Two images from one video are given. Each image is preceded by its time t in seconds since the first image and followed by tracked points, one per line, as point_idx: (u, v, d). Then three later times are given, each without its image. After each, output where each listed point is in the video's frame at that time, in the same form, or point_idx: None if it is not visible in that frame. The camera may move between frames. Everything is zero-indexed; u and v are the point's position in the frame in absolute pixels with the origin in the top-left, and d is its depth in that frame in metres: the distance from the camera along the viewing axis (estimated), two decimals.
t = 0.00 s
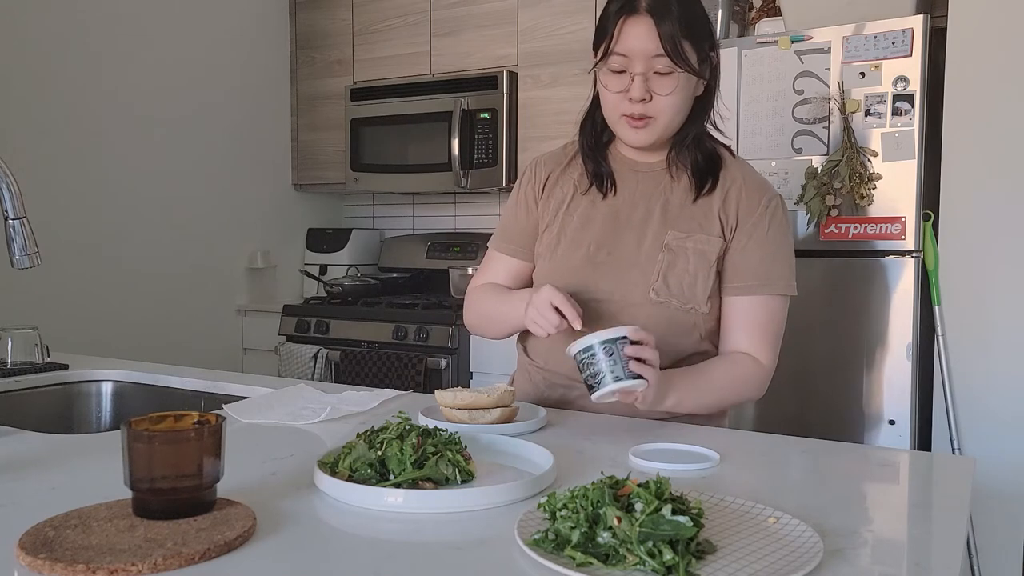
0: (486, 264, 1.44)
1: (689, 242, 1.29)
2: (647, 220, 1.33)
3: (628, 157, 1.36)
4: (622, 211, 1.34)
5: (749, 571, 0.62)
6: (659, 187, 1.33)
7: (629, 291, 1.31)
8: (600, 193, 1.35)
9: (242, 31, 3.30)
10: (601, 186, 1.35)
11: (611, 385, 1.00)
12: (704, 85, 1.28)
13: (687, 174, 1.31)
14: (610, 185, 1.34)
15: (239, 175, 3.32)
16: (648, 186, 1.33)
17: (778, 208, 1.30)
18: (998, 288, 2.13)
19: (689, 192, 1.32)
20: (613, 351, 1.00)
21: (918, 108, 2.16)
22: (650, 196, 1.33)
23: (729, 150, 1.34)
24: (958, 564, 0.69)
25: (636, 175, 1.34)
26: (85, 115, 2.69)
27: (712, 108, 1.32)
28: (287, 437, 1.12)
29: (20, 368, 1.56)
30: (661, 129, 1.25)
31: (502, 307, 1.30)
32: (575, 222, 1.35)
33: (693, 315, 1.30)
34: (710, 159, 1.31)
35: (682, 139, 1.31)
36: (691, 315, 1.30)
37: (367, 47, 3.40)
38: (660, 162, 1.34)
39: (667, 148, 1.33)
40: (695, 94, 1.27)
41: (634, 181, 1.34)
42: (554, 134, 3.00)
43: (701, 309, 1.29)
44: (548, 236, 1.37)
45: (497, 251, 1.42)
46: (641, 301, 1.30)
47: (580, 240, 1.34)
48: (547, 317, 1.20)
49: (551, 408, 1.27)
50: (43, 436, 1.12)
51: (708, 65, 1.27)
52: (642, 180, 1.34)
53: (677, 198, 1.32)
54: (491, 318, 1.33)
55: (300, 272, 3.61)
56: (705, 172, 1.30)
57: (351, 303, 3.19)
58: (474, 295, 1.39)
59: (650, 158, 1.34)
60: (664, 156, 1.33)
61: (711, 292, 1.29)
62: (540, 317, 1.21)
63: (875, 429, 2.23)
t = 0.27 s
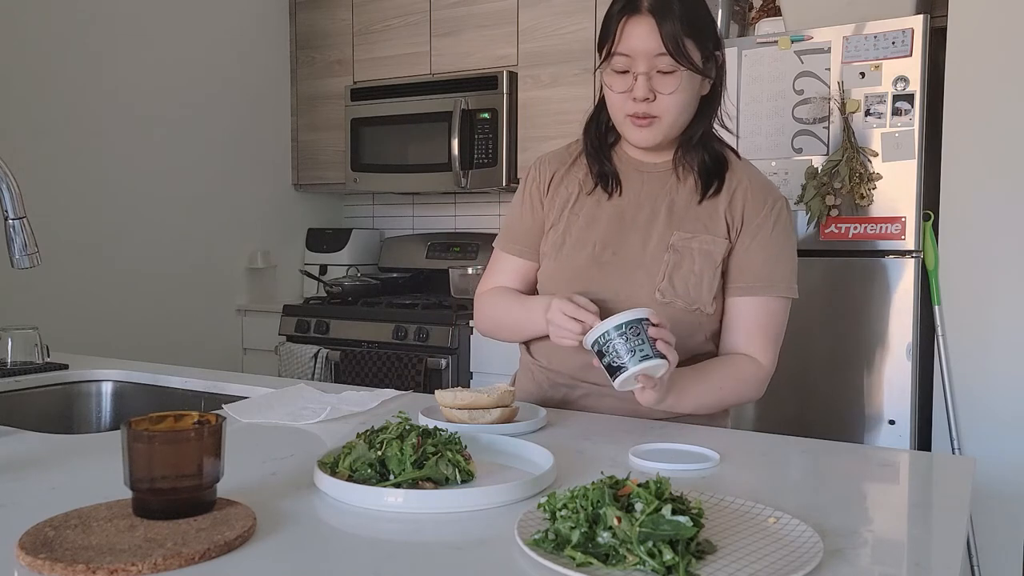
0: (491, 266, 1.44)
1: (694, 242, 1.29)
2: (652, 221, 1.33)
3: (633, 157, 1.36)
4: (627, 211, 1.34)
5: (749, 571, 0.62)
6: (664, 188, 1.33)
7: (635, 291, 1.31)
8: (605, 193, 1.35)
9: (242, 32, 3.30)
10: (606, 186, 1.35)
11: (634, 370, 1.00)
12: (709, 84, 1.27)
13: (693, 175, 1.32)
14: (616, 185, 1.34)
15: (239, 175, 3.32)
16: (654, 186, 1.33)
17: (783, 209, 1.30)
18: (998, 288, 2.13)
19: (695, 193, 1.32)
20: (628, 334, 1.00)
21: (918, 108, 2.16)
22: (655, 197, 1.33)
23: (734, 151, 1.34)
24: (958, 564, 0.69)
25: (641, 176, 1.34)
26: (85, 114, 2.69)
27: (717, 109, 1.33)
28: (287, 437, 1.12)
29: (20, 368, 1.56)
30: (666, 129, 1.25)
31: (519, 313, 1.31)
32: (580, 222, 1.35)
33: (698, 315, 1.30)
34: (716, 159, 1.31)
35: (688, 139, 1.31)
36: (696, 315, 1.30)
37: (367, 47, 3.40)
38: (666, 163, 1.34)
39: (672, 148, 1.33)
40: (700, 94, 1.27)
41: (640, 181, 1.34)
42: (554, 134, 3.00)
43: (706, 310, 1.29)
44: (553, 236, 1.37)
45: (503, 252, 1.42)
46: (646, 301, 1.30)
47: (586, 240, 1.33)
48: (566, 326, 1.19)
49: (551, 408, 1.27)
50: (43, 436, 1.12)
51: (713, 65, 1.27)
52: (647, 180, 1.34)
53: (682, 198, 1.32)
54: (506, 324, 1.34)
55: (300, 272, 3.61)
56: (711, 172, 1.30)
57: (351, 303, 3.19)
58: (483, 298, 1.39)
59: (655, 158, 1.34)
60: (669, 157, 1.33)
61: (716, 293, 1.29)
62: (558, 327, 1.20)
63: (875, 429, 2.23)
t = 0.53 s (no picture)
0: (495, 267, 1.44)
1: (697, 243, 1.29)
2: (654, 221, 1.32)
3: (635, 157, 1.36)
4: (628, 211, 1.33)
5: (749, 571, 0.62)
6: (667, 188, 1.33)
7: (637, 292, 1.31)
8: (607, 193, 1.35)
9: (242, 31, 3.30)
10: (608, 186, 1.35)
11: (637, 371, 1.00)
12: (710, 87, 1.27)
13: (695, 176, 1.31)
14: (618, 186, 1.34)
15: (239, 175, 3.32)
16: (656, 186, 1.33)
17: (785, 209, 1.30)
18: (998, 288, 2.13)
19: (697, 193, 1.31)
20: (625, 336, 1.00)
21: (918, 108, 2.16)
22: (658, 197, 1.33)
23: (737, 152, 1.34)
24: (958, 564, 0.69)
25: (643, 176, 1.34)
26: (85, 114, 2.69)
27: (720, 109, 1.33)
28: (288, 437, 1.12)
29: (20, 368, 1.56)
30: (666, 131, 1.25)
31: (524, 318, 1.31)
32: (582, 222, 1.35)
33: (700, 317, 1.30)
34: (719, 159, 1.31)
35: (690, 139, 1.31)
36: (698, 317, 1.30)
37: (367, 47, 3.40)
38: (668, 163, 1.34)
39: (674, 148, 1.33)
40: (701, 96, 1.27)
41: (642, 182, 1.34)
42: (554, 134, 3.00)
43: (709, 311, 1.30)
44: (555, 236, 1.37)
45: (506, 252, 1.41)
46: (648, 303, 1.30)
47: (588, 240, 1.33)
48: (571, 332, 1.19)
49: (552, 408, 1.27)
50: (42, 436, 1.12)
51: (715, 66, 1.27)
52: (649, 181, 1.34)
53: (684, 199, 1.32)
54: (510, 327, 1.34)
55: (300, 272, 3.61)
56: (713, 174, 1.30)
57: (351, 303, 3.19)
58: (487, 301, 1.39)
59: (657, 159, 1.34)
60: (672, 157, 1.33)
61: (718, 294, 1.30)
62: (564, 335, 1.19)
63: (875, 429, 2.23)
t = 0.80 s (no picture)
0: (492, 265, 1.44)
1: (693, 243, 1.29)
2: (651, 221, 1.33)
3: (632, 157, 1.36)
4: (626, 211, 1.34)
5: (748, 571, 0.62)
6: (664, 188, 1.33)
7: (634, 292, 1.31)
8: (604, 192, 1.35)
9: (242, 31, 3.30)
10: (604, 185, 1.35)
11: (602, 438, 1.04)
12: (703, 89, 1.26)
13: (692, 175, 1.31)
14: (614, 186, 1.35)
15: (239, 175, 3.32)
16: (653, 186, 1.33)
17: (783, 209, 1.29)
18: (999, 288, 2.13)
19: (694, 193, 1.31)
20: (599, 403, 1.02)
21: (918, 108, 2.16)
22: (655, 197, 1.33)
23: (735, 151, 1.34)
24: (958, 564, 0.69)
25: (640, 176, 1.34)
26: (85, 115, 2.69)
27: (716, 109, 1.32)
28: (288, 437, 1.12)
29: (20, 368, 1.56)
30: (657, 134, 1.25)
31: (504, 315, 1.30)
32: (579, 222, 1.36)
33: (698, 317, 1.29)
34: (715, 160, 1.30)
35: (686, 139, 1.31)
36: (695, 317, 1.29)
37: (367, 47, 3.40)
38: (665, 163, 1.34)
39: (671, 148, 1.33)
40: (694, 99, 1.27)
41: (638, 182, 1.34)
42: (554, 134, 3.00)
43: (706, 311, 1.29)
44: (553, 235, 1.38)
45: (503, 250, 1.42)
46: (646, 304, 1.31)
47: (585, 240, 1.34)
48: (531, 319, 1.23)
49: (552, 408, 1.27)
50: (42, 437, 1.12)
51: (708, 68, 1.26)
52: (647, 181, 1.34)
53: (681, 199, 1.32)
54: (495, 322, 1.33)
55: (300, 272, 3.61)
56: (709, 173, 1.30)
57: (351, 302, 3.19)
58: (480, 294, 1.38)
59: (655, 158, 1.34)
60: (668, 157, 1.33)
61: (715, 293, 1.29)
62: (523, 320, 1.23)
63: (875, 429, 2.23)
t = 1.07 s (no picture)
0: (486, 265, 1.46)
1: (681, 245, 1.29)
2: (639, 222, 1.33)
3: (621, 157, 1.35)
4: (614, 213, 1.34)
5: (748, 571, 0.62)
6: (652, 189, 1.33)
7: (622, 294, 1.32)
8: (592, 194, 1.36)
9: (242, 31, 3.30)
10: (592, 187, 1.36)
11: (573, 452, 1.04)
12: (688, 91, 1.25)
13: (679, 177, 1.31)
14: (602, 187, 1.35)
15: (239, 175, 3.32)
16: (642, 187, 1.33)
17: (773, 209, 1.28)
18: (998, 288, 2.13)
19: (681, 194, 1.31)
20: (576, 418, 1.02)
21: (918, 108, 2.16)
22: (643, 198, 1.33)
23: (723, 150, 1.33)
24: (958, 564, 0.69)
25: (629, 177, 1.34)
26: (85, 114, 2.69)
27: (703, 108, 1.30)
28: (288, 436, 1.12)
29: (20, 368, 1.56)
30: (639, 138, 1.24)
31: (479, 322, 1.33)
32: (568, 224, 1.36)
33: (685, 319, 1.30)
34: (703, 161, 1.29)
35: (672, 140, 1.30)
36: (682, 319, 1.30)
37: (367, 47, 3.40)
38: (653, 164, 1.33)
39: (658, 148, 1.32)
40: (677, 102, 1.25)
41: (626, 183, 1.34)
42: (554, 134, 3.00)
43: (693, 313, 1.29)
44: (542, 237, 1.38)
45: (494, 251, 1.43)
46: (633, 305, 1.31)
47: (574, 243, 1.35)
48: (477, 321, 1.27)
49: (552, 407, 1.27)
50: (42, 437, 1.12)
51: (691, 70, 1.24)
52: (635, 182, 1.33)
53: (669, 200, 1.32)
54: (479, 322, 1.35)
55: (300, 272, 3.61)
56: (695, 175, 1.29)
57: (351, 302, 3.19)
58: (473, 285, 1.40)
59: (642, 159, 1.33)
60: (656, 158, 1.32)
61: (704, 295, 1.29)
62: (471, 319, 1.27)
63: (875, 428, 2.23)
